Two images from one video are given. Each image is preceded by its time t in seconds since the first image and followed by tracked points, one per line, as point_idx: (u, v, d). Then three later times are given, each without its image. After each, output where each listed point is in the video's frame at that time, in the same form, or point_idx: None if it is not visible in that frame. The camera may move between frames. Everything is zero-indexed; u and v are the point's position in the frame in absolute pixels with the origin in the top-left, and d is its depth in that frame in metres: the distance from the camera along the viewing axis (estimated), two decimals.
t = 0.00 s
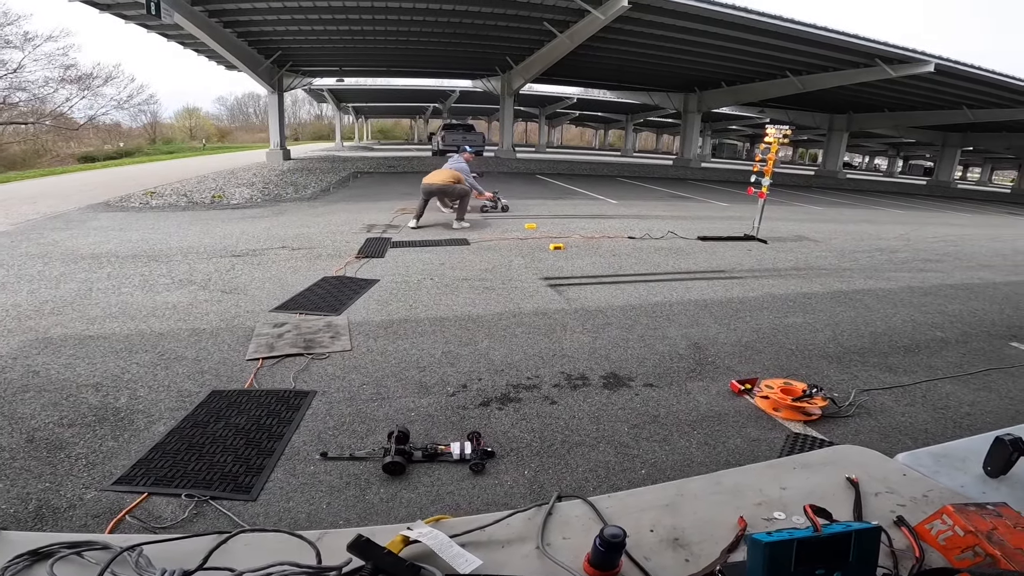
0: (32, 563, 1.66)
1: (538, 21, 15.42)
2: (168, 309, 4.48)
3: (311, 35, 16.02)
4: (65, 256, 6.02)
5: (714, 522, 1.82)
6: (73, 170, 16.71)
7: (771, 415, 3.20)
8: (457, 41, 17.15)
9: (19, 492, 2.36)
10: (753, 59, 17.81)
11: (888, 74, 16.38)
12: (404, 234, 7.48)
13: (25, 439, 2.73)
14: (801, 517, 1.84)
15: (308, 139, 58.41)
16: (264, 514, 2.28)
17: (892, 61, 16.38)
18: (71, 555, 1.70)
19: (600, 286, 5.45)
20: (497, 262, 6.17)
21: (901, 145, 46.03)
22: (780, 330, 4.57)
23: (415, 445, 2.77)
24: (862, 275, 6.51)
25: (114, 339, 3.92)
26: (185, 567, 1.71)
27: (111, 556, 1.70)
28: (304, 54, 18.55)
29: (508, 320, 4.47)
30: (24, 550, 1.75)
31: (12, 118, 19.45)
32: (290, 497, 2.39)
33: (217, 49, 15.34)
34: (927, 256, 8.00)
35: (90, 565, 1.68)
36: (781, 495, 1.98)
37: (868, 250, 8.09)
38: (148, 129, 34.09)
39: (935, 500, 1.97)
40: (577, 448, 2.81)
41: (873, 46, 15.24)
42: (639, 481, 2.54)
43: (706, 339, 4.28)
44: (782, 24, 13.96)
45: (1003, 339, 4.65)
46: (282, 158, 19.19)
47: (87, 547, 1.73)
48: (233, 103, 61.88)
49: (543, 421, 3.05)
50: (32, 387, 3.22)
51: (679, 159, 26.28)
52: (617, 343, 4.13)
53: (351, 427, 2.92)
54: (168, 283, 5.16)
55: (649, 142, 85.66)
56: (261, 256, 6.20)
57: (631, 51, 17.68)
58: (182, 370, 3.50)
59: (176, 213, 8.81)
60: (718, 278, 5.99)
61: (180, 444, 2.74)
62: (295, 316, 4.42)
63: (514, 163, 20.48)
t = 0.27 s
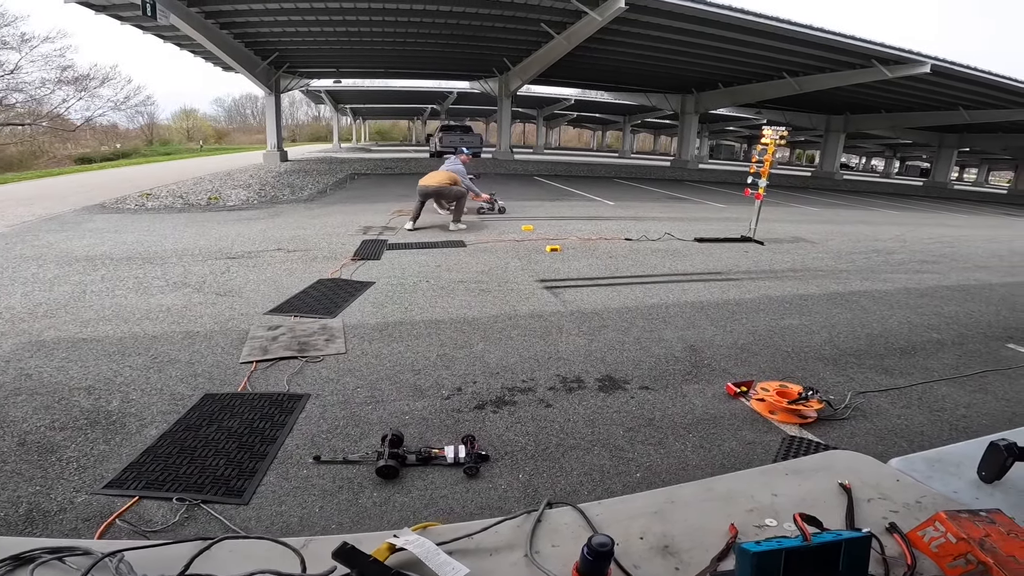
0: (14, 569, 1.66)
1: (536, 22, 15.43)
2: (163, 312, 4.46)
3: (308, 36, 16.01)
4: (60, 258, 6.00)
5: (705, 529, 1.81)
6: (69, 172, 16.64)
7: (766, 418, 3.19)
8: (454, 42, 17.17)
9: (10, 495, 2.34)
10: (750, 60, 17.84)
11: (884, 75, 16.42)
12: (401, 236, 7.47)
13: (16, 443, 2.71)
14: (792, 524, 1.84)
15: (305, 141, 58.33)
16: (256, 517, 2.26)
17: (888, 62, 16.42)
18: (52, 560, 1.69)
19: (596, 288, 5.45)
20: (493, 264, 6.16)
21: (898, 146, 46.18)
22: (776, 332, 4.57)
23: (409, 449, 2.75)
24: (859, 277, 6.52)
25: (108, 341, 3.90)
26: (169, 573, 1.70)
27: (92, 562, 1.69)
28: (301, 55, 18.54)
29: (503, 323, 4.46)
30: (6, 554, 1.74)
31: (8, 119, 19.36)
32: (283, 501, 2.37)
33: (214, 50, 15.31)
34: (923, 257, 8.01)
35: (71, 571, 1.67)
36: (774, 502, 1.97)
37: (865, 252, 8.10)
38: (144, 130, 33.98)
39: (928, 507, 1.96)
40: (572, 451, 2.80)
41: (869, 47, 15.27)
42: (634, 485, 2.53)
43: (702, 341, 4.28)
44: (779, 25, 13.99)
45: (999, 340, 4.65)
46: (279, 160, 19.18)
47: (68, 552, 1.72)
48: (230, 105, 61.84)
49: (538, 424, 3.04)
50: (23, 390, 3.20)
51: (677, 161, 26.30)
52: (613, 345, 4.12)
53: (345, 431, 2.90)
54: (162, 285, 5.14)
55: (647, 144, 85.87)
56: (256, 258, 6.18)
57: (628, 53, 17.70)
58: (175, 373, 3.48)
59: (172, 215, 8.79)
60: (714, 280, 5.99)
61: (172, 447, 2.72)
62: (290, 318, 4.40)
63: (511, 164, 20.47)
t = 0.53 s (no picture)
0: None
1: (534, 23, 15.45)
2: (163, 315, 4.45)
3: (307, 38, 16.00)
4: (59, 261, 5.98)
5: (711, 532, 1.82)
6: (66, 174, 16.58)
7: (767, 419, 3.20)
8: (453, 43, 17.18)
9: (13, 499, 2.34)
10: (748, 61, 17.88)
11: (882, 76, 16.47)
12: (400, 238, 7.46)
13: (19, 446, 2.70)
14: (797, 526, 1.84)
15: (304, 142, 58.28)
16: (261, 521, 2.26)
17: (886, 63, 16.47)
18: (67, 567, 1.70)
19: (597, 290, 5.46)
20: (493, 266, 6.16)
21: (894, 146, 46.32)
22: (776, 333, 4.58)
23: (412, 452, 2.76)
24: (857, 278, 6.54)
25: (109, 344, 3.89)
26: None
27: (107, 568, 1.70)
28: (300, 56, 18.52)
29: (504, 325, 4.46)
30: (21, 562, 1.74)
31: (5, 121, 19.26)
32: (287, 504, 2.37)
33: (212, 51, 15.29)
34: (922, 258, 8.03)
35: None
36: (778, 504, 1.98)
37: (863, 253, 8.13)
38: (141, 132, 33.88)
39: (931, 508, 1.97)
40: (574, 453, 2.80)
41: (867, 48, 15.33)
42: (638, 487, 2.53)
43: (702, 342, 4.29)
44: (777, 26, 14.02)
45: (998, 341, 4.67)
46: (277, 161, 19.15)
47: (83, 559, 1.73)
48: (228, 106, 61.75)
49: (540, 427, 3.04)
50: (25, 394, 3.19)
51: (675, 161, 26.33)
52: (613, 347, 4.13)
53: (348, 434, 2.90)
54: (162, 288, 5.13)
55: (644, 145, 85.97)
56: (256, 260, 6.18)
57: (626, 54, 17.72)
58: (177, 377, 3.47)
59: (170, 217, 8.77)
60: (713, 281, 5.99)
61: (176, 451, 2.71)
62: (291, 321, 4.40)
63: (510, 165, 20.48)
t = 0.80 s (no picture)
0: None
1: (532, 25, 15.46)
2: (163, 316, 4.46)
3: (305, 39, 16.00)
4: (57, 262, 5.98)
5: (710, 531, 1.83)
6: (63, 175, 16.55)
7: (766, 420, 3.22)
8: (451, 44, 17.20)
9: (15, 501, 2.34)
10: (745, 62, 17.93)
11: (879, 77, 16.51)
12: (399, 240, 7.47)
13: (19, 448, 2.70)
14: (795, 526, 1.85)
15: (301, 143, 58.26)
16: (262, 522, 2.27)
17: (882, 64, 16.52)
18: (73, 569, 1.70)
19: (595, 291, 5.47)
20: (492, 267, 6.17)
21: (891, 146, 46.45)
22: (774, 334, 4.60)
23: (412, 453, 2.76)
24: (855, 279, 6.56)
25: (108, 346, 3.89)
26: None
27: (113, 571, 1.71)
28: (298, 57, 18.52)
29: (503, 326, 4.47)
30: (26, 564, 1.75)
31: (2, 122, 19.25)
32: (288, 505, 2.38)
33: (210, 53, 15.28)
34: (918, 259, 8.06)
35: None
36: (776, 504, 1.99)
37: (861, 253, 8.16)
38: (139, 133, 33.86)
39: (928, 508, 1.98)
40: (574, 454, 2.81)
41: (863, 49, 15.38)
42: (637, 487, 2.55)
43: (701, 343, 4.31)
44: (774, 27, 14.07)
45: (995, 341, 4.69)
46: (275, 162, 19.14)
47: (88, 561, 1.74)
48: (226, 107, 61.72)
49: (539, 428, 3.05)
50: (25, 396, 3.19)
51: (673, 162, 26.38)
52: (612, 349, 4.14)
53: (348, 435, 2.91)
54: (161, 290, 5.13)
55: (642, 145, 86.07)
56: (254, 262, 6.18)
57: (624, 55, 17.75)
58: (177, 378, 3.47)
59: (169, 218, 8.77)
60: (712, 283, 6.01)
61: (176, 452, 2.72)
62: (290, 323, 4.40)
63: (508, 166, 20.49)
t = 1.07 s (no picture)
0: None
1: (530, 25, 15.46)
2: (160, 318, 4.45)
3: (302, 39, 15.97)
4: (53, 264, 5.96)
5: (707, 534, 1.83)
6: (60, 175, 16.50)
7: (763, 420, 3.22)
8: (449, 45, 17.19)
9: (12, 503, 2.33)
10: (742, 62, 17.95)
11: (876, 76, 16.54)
12: (397, 241, 7.46)
13: (16, 450, 2.70)
14: (793, 528, 1.86)
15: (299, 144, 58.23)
16: (260, 524, 2.26)
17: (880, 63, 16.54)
18: (71, 572, 1.69)
19: (594, 292, 5.47)
20: (490, 268, 6.17)
21: (888, 146, 46.55)
22: (772, 334, 4.61)
23: (411, 455, 2.76)
24: (853, 279, 6.58)
25: (105, 348, 3.88)
26: None
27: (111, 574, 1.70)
28: (296, 58, 18.50)
29: (501, 327, 4.47)
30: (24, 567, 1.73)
31: None
32: (286, 507, 2.37)
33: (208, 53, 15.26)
34: (916, 259, 8.08)
35: None
36: (773, 506, 1.99)
37: (858, 254, 8.17)
38: (136, 133, 33.83)
39: (924, 510, 1.98)
40: (572, 455, 2.81)
41: (861, 49, 15.40)
42: (635, 489, 2.55)
43: (699, 344, 4.31)
44: (771, 27, 14.09)
45: (992, 341, 4.71)
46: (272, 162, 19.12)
47: (86, 564, 1.73)
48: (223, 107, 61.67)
49: (538, 429, 3.05)
50: (21, 398, 3.18)
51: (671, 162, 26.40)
52: (610, 350, 4.14)
53: (346, 437, 2.90)
54: (158, 291, 5.12)
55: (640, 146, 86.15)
56: (252, 263, 6.17)
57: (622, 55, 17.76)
58: (174, 380, 3.47)
59: (166, 219, 8.75)
60: (710, 283, 6.01)
61: (174, 454, 2.71)
62: (288, 324, 4.40)
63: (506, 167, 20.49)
